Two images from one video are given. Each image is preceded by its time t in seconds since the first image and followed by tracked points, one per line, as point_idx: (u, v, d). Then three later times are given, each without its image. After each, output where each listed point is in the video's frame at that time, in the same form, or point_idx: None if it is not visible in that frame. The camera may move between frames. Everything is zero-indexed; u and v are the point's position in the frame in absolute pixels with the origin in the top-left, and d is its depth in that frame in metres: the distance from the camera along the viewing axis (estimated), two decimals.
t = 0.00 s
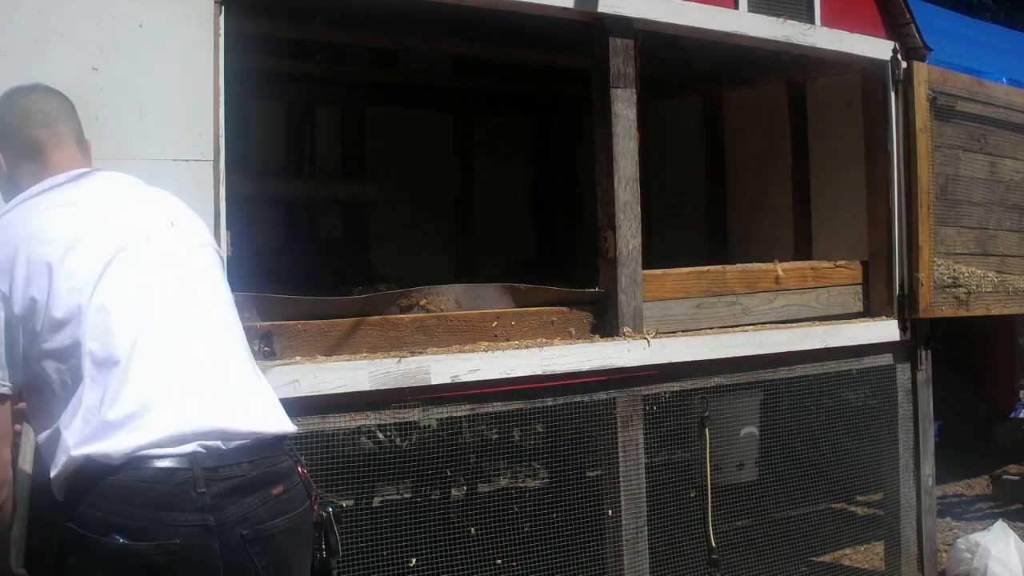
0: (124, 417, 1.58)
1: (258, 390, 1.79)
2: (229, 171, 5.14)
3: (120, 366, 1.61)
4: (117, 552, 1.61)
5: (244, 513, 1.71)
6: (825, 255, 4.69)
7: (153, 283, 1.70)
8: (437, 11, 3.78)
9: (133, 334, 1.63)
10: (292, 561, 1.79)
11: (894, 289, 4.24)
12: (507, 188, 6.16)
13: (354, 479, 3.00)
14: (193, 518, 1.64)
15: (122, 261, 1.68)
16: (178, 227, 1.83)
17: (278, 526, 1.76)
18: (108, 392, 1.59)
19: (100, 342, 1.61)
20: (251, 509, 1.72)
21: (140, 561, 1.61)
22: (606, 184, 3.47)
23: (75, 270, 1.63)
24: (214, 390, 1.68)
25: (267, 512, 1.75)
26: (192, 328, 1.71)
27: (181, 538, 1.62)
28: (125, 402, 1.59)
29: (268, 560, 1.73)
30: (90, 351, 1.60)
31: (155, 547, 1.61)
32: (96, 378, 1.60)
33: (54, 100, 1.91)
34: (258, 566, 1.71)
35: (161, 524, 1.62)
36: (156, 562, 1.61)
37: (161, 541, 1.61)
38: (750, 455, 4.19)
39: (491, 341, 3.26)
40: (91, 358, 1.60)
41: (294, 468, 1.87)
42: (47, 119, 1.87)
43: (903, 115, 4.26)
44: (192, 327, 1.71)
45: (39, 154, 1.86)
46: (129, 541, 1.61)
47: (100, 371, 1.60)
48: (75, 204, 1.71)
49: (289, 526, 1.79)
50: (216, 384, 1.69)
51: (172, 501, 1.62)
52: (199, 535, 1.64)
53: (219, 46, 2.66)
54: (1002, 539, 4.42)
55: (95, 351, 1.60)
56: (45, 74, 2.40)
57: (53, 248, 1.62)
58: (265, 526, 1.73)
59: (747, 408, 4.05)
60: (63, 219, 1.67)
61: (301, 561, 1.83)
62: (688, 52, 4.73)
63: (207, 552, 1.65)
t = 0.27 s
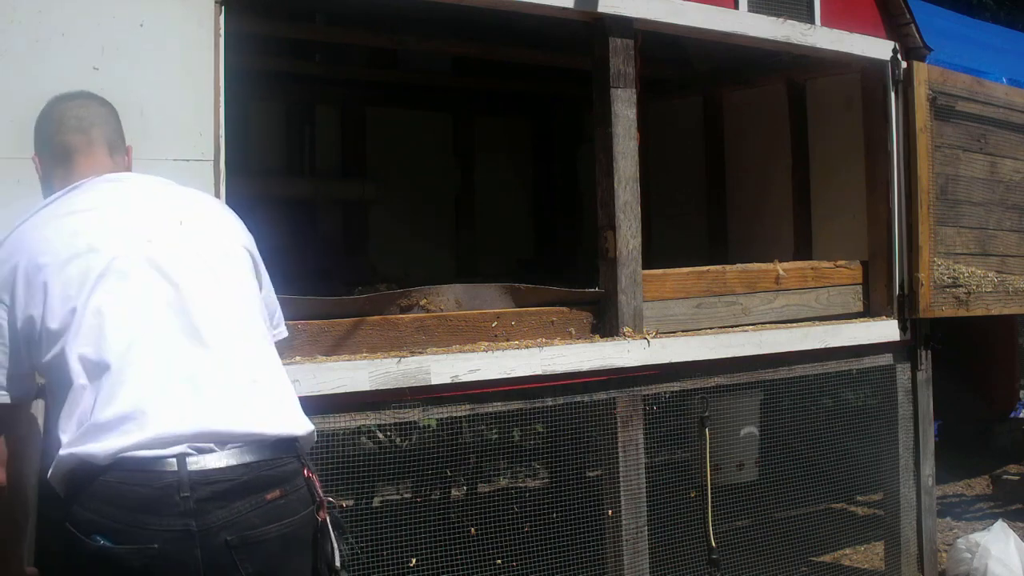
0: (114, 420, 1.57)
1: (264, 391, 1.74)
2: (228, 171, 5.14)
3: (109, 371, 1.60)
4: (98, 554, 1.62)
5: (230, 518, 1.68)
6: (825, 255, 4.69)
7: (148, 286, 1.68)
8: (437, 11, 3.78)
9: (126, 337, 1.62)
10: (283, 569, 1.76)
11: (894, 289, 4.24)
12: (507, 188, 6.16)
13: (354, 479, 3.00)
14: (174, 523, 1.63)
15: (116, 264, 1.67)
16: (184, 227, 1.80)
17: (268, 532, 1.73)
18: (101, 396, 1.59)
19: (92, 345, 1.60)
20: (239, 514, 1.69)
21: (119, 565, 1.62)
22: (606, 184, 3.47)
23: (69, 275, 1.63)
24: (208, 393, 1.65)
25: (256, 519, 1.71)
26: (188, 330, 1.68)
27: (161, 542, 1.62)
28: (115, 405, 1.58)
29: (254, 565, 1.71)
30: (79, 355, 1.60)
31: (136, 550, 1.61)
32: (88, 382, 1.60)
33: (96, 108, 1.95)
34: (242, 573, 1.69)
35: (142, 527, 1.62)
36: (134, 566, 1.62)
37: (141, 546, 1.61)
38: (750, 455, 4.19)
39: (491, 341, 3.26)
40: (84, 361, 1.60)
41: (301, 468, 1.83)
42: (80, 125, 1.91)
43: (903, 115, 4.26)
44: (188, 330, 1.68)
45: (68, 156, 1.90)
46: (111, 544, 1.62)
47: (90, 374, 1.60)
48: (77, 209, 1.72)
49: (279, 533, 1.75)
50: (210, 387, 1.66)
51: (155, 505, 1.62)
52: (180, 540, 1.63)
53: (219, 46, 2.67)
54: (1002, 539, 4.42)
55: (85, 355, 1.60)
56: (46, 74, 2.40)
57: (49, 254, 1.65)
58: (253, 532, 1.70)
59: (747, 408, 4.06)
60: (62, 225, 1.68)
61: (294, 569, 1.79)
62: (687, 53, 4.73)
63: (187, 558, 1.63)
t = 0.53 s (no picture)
0: (78, 422, 1.59)
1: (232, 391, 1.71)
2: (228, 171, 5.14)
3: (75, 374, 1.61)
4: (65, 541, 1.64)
5: (187, 509, 1.64)
6: (825, 255, 4.69)
7: (114, 291, 1.67)
8: (437, 11, 3.78)
9: (90, 343, 1.62)
10: (242, 561, 1.70)
11: (894, 289, 4.24)
12: (507, 188, 6.16)
13: (354, 478, 3.01)
14: (129, 512, 1.60)
15: (84, 271, 1.67)
16: (164, 229, 1.77)
17: (226, 523, 1.67)
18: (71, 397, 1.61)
19: (59, 351, 1.62)
20: (196, 505, 1.64)
21: (81, 551, 1.62)
22: (606, 184, 3.47)
23: (43, 284, 1.67)
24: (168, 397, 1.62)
25: (214, 511, 1.66)
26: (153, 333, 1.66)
27: (118, 531, 1.60)
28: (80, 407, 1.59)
29: (210, 557, 1.66)
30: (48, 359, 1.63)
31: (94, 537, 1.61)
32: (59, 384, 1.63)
33: (118, 122, 1.98)
34: (197, 564, 1.64)
35: (101, 516, 1.61)
36: (93, 553, 1.62)
37: (98, 534, 1.61)
38: (750, 455, 4.19)
39: (492, 341, 3.26)
40: (55, 365, 1.62)
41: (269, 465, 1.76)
42: (95, 132, 1.95)
43: (903, 115, 4.26)
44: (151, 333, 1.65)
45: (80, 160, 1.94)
46: (74, 531, 1.63)
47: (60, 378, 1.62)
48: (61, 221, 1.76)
49: (240, 526, 1.69)
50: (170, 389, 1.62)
51: (111, 494, 1.60)
52: (135, 529, 1.61)
53: (219, 46, 2.66)
54: (1003, 539, 4.42)
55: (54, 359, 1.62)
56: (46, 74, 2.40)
57: (31, 261, 1.69)
58: (209, 523, 1.65)
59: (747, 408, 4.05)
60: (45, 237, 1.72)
61: (254, 561, 1.73)
62: (687, 53, 4.73)
63: (142, 547, 1.61)
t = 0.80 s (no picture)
0: (60, 416, 1.52)
1: (210, 372, 1.61)
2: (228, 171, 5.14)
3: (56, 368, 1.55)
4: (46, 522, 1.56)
5: (163, 488, 1.54)
6: (825, 255, 4.69)
7: (92, 285, 1.60)
8: (437, 11, 3.78)
9: (69, 338, 1.56)
10: (220, 543, 1.59)
11: (894, 289, 4.24)
12: (507, 188, 6.16)
13: (354, 478, 3.01)
14: (106, 490, 1.52)
15: (65, 269, 1.62)
16: (145, 220, 1.71)
17: (202, 503, 1.56)
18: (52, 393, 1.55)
19: (41, 348, 1.56)
20: (172, 484, 1.54)
21: (61, 531, 1.54)
22: (606, 184, 3.47)
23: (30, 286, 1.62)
24: (145, 384, 1.53)
25: (189, 490, 1.56)
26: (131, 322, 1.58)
27: (94, 509, 1.52)
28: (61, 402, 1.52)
29: (185, 538, 1.55)
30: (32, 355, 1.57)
31: (72, 515, 1.53)
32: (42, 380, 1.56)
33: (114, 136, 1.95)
34: (173, 544, 1.54)
35: (79, 496, 1.53)
36: (72, 533, 1.53)
37: (77, 513, 1.53)
38: (750, 455, 4.19)
39: (492, 341, 3.26)
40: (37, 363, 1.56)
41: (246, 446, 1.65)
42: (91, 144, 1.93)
43: (903, 115, 4.26)
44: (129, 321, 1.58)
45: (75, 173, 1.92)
46: (54, 512, 1.55)
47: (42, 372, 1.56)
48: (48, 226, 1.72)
49: (215, 506, 1.58)
50: (148, 378, 1.54)
51: (90, 472, 1.52)
52: (112, 508, 1.52)
53: (220, 45, 2.66)
54: (1003, 539, 4.42)
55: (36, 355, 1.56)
56: (46, 74, 2.40)
57: (20, 267, 1.66)
58: (185, 503, 1.55)
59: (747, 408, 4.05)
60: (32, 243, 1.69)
61: (234, 543, 1.61)
62: (687, 53, 4.73)
63: (118, 526, 1.52)
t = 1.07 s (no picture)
0: (81, 421, 1.51)
1: (229, 372, 1.61)
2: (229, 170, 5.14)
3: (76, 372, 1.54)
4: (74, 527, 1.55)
5: (193, 490, 1.53)
6: (825, 255, 4.69)
7: (108, 289, 1.59)
8: (437, 11, 3.78)
9: (87, 343, 1.55)
10: (252, 544, 1.59)
11: (894, 289, 4.24)
12: (506, 188, 6.16)
13: (355, 478, 3.01)
14: (135, 495, 1.51)
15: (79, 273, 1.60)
16: (155, 223, 1.70)
17: (232, 504, 1.56)
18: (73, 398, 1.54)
19: (59, 354, 1.55)
20: (201, 486, 1.54)
21: (88, 536, 1.52)
22: (606, 185, 3.47)
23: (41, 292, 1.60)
24: (169, 387, 1.54)
25: (218, 492, 1.55)
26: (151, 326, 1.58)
27: (124, 514, 1.51)
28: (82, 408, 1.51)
29: (218, 540, 1.54)
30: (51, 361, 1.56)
31: (101, 521, 1.52)
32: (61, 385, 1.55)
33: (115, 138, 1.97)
34: (206, 546, 1.53)
35: (108, 501, 1.51)
36: (101, 538, 1.52)
37: (105, 518, 1.51)
38: (750, 455, 4.19)
39: (492, 341, 3.26)
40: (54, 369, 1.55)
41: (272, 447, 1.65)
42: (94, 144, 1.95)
43: (903, 115, 4.26)
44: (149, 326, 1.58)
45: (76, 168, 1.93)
46: (82, 518, 1.53)
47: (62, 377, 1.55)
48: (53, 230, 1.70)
49: (245, 507, 1.58)
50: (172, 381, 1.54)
51: (117, 477, 1.51)
52: (142, 512, 1.51)
53: (221, 45, 2.66)
54: (1002, 539, 4.42)
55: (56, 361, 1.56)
56: (48, 73, 2.40)
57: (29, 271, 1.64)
58: (215, 505, 1.54)
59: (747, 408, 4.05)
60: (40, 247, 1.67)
61: (264, 543, 1.61)
62: (687, 53, 4.73)
63: (149, 530, 1.51)
